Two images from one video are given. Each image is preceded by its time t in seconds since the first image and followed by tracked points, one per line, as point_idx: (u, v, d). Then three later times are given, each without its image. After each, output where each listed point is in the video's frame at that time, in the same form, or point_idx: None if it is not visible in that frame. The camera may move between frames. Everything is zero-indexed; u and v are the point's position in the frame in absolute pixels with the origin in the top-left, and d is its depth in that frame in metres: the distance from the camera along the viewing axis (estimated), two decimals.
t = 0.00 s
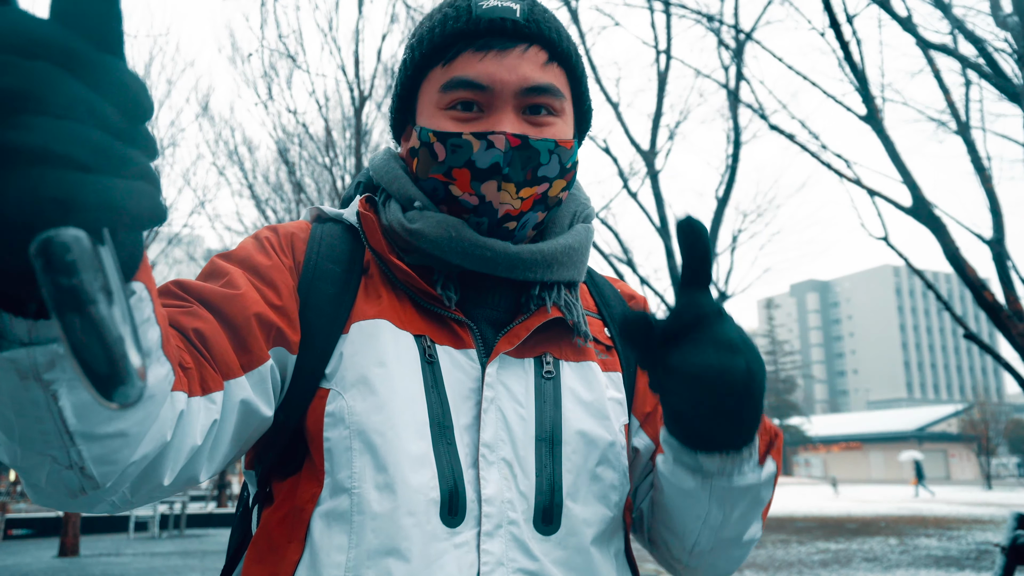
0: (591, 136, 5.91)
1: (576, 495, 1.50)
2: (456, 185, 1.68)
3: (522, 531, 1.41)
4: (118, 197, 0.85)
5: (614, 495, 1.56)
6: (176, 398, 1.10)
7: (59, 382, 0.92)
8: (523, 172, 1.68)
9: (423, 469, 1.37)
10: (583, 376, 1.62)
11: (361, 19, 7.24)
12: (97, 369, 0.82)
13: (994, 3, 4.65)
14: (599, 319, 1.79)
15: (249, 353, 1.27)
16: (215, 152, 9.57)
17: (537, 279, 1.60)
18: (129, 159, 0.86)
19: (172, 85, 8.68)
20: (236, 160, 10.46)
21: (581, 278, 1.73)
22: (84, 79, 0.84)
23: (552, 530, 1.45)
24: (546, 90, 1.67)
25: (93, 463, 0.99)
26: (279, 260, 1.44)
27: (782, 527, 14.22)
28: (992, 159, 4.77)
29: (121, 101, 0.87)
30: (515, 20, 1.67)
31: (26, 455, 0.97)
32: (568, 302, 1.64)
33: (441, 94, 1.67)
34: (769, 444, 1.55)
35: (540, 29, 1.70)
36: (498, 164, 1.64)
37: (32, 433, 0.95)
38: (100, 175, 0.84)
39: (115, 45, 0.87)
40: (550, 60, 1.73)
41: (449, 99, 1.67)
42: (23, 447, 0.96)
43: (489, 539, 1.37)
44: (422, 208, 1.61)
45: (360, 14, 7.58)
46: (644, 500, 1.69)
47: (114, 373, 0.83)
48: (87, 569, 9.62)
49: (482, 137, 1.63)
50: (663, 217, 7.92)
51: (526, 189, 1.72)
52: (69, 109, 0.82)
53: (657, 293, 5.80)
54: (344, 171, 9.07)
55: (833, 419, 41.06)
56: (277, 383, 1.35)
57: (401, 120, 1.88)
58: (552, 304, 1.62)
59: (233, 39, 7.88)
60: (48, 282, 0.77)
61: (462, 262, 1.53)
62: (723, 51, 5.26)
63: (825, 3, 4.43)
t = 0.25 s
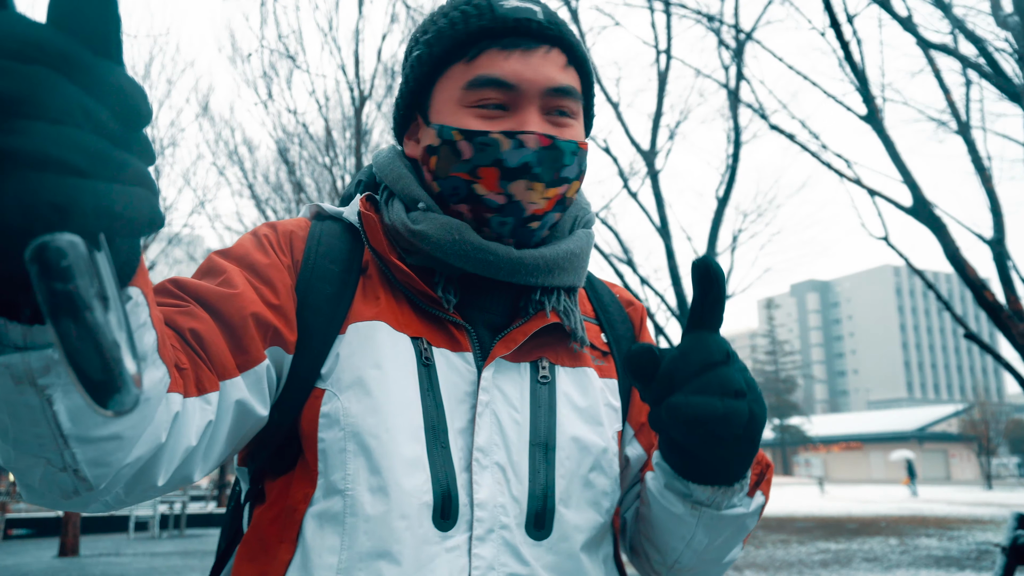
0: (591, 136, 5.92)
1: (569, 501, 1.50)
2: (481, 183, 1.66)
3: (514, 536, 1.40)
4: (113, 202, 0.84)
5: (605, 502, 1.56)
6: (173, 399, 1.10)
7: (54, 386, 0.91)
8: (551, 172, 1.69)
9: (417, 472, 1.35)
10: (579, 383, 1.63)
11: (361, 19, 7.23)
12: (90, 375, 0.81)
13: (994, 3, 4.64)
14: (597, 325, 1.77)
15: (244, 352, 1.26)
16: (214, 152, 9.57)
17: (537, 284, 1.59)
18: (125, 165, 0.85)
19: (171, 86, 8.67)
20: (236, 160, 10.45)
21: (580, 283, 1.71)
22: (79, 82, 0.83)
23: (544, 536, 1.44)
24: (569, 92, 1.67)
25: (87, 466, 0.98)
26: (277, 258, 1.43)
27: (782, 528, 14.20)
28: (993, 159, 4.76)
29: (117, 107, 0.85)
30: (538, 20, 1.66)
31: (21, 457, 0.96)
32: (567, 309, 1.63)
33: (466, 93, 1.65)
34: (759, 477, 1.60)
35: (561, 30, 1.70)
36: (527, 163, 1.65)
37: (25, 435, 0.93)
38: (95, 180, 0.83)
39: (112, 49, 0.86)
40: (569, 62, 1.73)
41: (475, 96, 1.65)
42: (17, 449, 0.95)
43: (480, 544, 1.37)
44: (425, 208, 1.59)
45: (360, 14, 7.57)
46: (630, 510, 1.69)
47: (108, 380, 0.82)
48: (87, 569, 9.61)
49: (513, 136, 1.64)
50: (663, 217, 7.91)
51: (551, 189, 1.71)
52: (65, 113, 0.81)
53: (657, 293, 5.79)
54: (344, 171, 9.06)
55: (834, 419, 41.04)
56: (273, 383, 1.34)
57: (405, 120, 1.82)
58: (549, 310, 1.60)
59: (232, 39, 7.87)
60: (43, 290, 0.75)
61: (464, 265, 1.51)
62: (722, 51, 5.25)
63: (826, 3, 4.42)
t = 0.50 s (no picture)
0: (591, 137, 5.94)
1: (552, 508, 1.54)
2: (518, 186, 1.71)
3: (500, 543, 1.44)
4: (77, 208, 0.86)
5: (584, 508, 1.62)
6: (146, 407, 1.10)
7: (17, 396, 0.88)
8: (579, 178, 1.77)
9: (408, 482, 1.37)
10: (562, 390, 1.66)
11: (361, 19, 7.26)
12: (44, 391, 0.88)
13: (994, 4, 4.66)
14: (579, 332, 1.81)
15: (222, 359, 1.24)
16: (215, 152, 9.59)
17: (530, 291, 1.62)
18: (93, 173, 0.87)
19: (170, 87, 8.68)
20: (236, 160, 10.48)
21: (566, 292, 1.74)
22: (55, 91, 0.85)
23: (528, 542, 1.48)
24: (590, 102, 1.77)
25: (54, 475, 0.97)
26: (260, 259, 1.40)
27: (783, 527, 14.21)
28: (992, 159, 4.78)
29: (88, 115, 0.88)
30: (567, 33, 1.72)
31: None
32: (555, 318, 1.66)
33: (503, 95, 1.69)
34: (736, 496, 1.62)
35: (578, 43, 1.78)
36: (568, 169, 1.73)
37: None
38: (62, 187, 0.85)
39: (87, 59, 0.89)
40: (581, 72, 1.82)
41: (513, 99, 1.69)
42: None
43: (468, 552, 1.40)
44: (423, 214, 1.62)
45: (360, 14, 7.59)
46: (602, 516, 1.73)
47: (63, 394, 0.90)
48: (87, 568, 9.61)
49: (554, 141, 1.70)
50: (663, 217, 7.93)
51: (576, 194, 1.79)
52: (37, 119, 0.83)
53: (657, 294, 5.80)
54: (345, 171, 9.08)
55: (834, 419, 41.03)
56: (254, 389, 1.33)
57: (412, 115, 1.80)
58: (540, 317, 1.63)
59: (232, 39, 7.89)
60: None
61: (463, 272, 1.55)
62: (722, 51, 5.28)
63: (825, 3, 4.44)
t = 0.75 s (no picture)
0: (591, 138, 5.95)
1: (541, 497, 1.59)
2: (518, 190, 1.76)
3: (498, 534, 1.47)
4: (65, 241, 0.87)
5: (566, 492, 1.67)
6: (131, 437, 1.04)
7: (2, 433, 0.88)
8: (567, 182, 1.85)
9: (411, 486, 1.38)
10: (538, 381, 1.70)
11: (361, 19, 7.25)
12: (26, 432, 0.89)
13: (994, 4, 4.66)
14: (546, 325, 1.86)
15: (202, 380, 1.19)
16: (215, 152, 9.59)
17: (511, 288, 1.66)
18: (79, 204, 0.88)
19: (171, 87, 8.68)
20: (236, 160, 10.49)
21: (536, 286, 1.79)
22: (47, 122, 0.86)
23: (523, 530, 1.52)
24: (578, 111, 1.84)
25: (40, 512, 0.95)
26: (234, 271, 1.33)
27: (783, 527, 14.21)
28: (992, 159, 4.79)
29: (80, 145, 0.89)
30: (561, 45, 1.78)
31: None
32: (530, 312, 1.71)
33: (506, 99, 1.71)
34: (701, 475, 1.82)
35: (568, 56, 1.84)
36: (562, 176, 1.80)
37: None
38: (50, 218, 0.86)
39: (80, 91, 0.89)
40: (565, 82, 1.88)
41: (516, 103, 1.72)
42: None
43: (472, 546, 1.42)
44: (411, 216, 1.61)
45: (360, 14, 7.61)
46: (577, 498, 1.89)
47: (45, 434, 0.91)
48: (88, 568, 9.63)
49: (553, 148, 1.76)
50: (663, 217, 7.96)
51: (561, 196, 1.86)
52: (29, 151, 0.84)
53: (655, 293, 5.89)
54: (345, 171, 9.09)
55: (834, 419, 41.03)
56: (235, 404, 1.28)
57: (406, 110, 1.76)
58: (520, 313, 1.68)
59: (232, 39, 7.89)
60: None
61: (452, 274, 1.56)
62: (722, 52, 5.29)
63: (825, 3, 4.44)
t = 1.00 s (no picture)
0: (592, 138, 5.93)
1: (538, 491, 1.60)
2: (513, 195, 1.74)
3: (504, 526, 1.47)
4: (107, 241, 0.83)
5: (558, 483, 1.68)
6: (149, 437, 1.01)
7: (39, 433, 0.86)
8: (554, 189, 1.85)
9: (426, 481, 1.37)
10: (528, 377, 1.70)
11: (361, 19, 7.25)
12: (94, 416, 0.88)
13: (994, 3, 4.66)
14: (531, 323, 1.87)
15: (212, 382, 1.17)
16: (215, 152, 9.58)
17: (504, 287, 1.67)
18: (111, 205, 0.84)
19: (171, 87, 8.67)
20: (236, 161, 10.49)
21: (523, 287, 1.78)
22: (76, 123, 0.82)
23: (524, 522, 1.52)
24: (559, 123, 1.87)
25: (66, 511, 0.92)
26: (243, 277, 1.30)
27: (782, 528, 14.20)
28: (993, 159, 4.78)
29: (109, 145, 0.85)
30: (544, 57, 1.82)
31: None
32: (521, 311, 1.72)
33: (498, 106, 1.72)
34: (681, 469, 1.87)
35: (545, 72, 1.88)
36: (551, 181, 1.80)
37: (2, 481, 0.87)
38: (88, 222, 0.82)
39: (107, 93, 0.86)
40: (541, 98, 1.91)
41: (509, 111, 1.73)
42: None
43: (483, 537, 1.42)
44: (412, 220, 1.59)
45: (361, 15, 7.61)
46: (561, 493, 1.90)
47: (110, 420, 0.89)
48: (87, 569, 9.62)
49: (544, 155, 1.76)
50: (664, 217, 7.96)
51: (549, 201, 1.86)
52: (65, 156, 0.81)
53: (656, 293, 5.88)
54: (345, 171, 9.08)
55: (834, 420, 41.02)
56: (244, 407, 1.26)
57: (402, 117, 1.73)
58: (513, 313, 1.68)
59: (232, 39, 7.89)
60: (48, 324, 0.80)
61: (453, 274, 1.57)
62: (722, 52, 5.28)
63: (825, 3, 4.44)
